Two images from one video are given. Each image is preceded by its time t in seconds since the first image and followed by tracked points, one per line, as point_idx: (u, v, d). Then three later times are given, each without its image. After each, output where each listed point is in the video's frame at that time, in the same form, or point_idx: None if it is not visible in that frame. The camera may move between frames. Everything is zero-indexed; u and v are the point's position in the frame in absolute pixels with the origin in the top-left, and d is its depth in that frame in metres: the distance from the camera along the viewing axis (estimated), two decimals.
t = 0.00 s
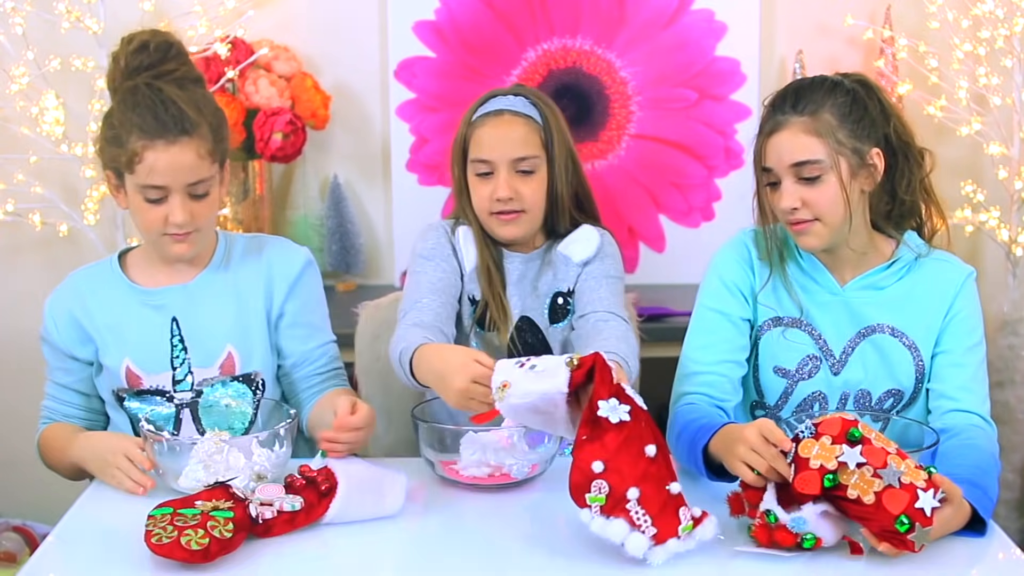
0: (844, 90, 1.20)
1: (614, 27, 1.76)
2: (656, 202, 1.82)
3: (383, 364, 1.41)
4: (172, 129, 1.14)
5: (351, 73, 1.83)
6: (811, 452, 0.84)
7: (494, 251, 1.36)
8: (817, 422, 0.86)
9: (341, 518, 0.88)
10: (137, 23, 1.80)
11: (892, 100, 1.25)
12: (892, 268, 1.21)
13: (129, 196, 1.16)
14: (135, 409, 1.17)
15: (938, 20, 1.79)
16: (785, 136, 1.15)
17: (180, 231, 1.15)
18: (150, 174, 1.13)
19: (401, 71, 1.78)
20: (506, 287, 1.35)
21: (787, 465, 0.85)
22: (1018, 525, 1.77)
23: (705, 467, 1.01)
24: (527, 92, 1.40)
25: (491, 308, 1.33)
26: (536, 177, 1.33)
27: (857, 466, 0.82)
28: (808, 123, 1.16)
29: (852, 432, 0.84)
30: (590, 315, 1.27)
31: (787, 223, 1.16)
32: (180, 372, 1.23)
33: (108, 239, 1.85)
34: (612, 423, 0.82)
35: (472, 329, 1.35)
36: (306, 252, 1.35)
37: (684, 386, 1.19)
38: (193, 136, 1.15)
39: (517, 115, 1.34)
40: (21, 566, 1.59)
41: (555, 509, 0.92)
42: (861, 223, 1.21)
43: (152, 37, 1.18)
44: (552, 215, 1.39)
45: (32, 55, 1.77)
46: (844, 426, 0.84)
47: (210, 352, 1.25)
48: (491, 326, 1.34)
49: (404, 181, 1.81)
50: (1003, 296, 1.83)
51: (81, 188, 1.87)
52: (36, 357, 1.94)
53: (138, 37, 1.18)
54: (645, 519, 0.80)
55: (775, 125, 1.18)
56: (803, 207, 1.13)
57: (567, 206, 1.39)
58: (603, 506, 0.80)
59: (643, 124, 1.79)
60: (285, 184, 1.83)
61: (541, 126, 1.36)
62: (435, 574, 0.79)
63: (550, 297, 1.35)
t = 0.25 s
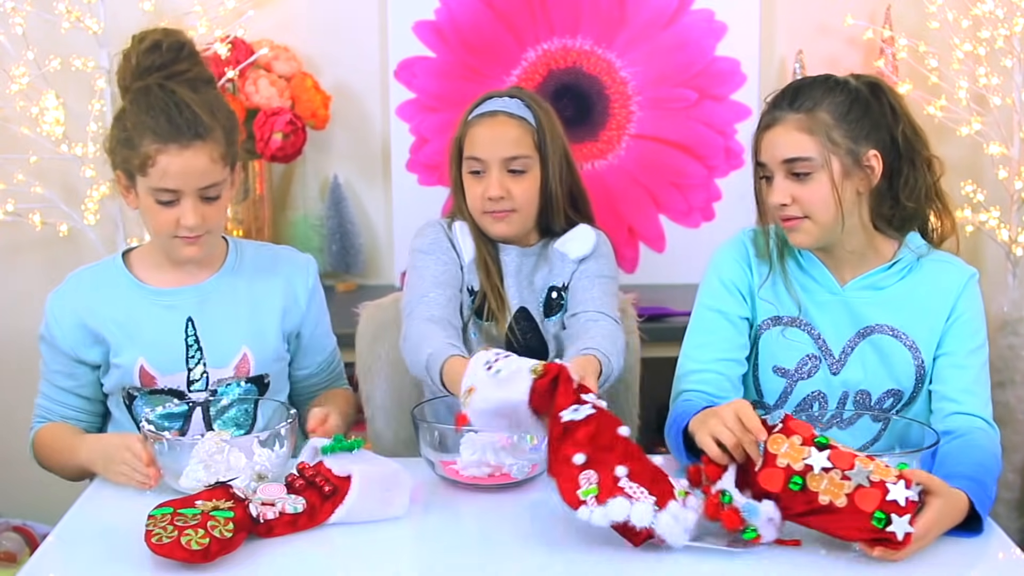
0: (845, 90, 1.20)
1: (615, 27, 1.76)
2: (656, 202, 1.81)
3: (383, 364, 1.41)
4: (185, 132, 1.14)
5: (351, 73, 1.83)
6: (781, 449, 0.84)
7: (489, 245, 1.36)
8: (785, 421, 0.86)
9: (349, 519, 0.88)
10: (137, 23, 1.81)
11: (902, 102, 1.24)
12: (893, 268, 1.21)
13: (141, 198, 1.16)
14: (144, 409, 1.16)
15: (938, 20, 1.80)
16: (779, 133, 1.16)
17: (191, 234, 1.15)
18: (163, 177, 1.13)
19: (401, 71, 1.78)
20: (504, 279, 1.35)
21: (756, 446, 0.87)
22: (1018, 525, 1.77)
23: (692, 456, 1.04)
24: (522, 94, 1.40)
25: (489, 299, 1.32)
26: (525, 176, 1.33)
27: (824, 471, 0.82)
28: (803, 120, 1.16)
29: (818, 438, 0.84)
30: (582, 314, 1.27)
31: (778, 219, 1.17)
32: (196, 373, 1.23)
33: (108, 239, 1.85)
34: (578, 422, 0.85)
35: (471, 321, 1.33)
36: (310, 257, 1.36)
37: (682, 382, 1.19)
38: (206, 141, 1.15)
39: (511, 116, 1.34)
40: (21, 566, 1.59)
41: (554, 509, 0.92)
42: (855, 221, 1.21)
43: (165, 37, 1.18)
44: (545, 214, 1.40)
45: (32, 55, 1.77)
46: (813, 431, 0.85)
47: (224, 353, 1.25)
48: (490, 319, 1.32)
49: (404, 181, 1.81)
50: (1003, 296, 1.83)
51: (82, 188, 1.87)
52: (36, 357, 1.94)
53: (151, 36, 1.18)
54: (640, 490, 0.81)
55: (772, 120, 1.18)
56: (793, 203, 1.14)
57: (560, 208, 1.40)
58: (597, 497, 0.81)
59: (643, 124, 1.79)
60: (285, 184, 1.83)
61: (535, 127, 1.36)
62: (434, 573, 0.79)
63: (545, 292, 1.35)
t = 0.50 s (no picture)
0: (839, 89, 1.21)
1: (615, 27, 1.76)
2: (656, 202, 1.82)
3: (383, 364, 1.41)
4: (196, 128, 1.15)
5: (351, 73, 1.83)
6: (760, 459, 0.83)
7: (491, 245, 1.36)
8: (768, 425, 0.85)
9: (348, 518, 0.88)
10: (137, 23, 1.81)
11: (902, 103, 1.24)
12: (887, 269, 1.21)
13: (147, 194, 1.16)
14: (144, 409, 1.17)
15: (938, 20, 1.80)
16: (769, 128, 1.18)
17: (197, 232, 1.15)
18: (171, 173, 1.13)
19: (401, 71, 1.78)
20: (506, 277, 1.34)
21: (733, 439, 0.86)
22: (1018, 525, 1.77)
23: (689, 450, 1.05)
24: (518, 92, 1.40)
25: (493, 298, 1.31)
26: (524, 173, 1.33)
27: (803, 483, 0.81)
28: (792, 115, 1.18)
29: (801, 447, 0.82)
30: (593, 320, 1.29)
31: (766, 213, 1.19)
32: (195, 373, 1.23)
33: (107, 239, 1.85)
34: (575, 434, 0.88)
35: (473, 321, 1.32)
36: (313, 260, 1.36)
37: (679, 381, 1.21)
38: (216, 138, 1.16)
39: (510, 115, 1.34)
40: (21, 566, 1.59)
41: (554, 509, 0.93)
42: (843, 220, 1.21)
43: (178, 37, 1.18)
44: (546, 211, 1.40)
45: (32, 55, 1.77)
46: (795, 440, 0.83)
47: (224, 356, 1.25)
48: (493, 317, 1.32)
49: (405, 181, 1.81)
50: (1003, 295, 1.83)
51: (81, 188, 1.87)
52: (36, 357, 1.94)
53: (163, 35, 1.18)
54: (585, 497, 0.84)
55: (762, 114, 1.20)
56: (778, 198, 1.16)
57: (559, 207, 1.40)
58: (556, 521, 0.84)
59: (643, 124, 1.79)
60: (285, 183, 1.84)
61: (530, 125, 1.36)
62: (433, 573, 0.79)
63: (550, 289, 1.36)
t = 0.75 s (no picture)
0: (836, 89, 1.21)
1: (615, 27, 1.76)
2: (656, 202, 1.82)
3: (383, 364, 1.41)
4: (204, 127, 1.15)
5: (351, 73, 1.83)
6: (743, 476, 0.85)
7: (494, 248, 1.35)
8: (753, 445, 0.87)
9: (348, 518, 0.88)
10: (137, 23, 1.81)
11: (898, 101, 1.25)
12: (883, 269, 1.21)
13: (152, 192, 1.16)
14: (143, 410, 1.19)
15: (938, 20, 1.80)
16: (764, 129, 1.17)
17: (202, 230, 1.15)
18: (178, 171, 1.13)
19: (401, 71, 1.78)
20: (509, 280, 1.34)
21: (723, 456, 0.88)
22: (1018, 525, 1.77)
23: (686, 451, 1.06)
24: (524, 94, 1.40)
25: (496, 300, 1.31)
26: (529, 176, 1.34)
27: (784, 498, 0.82)
28: (787, 115, 1.18)
29: (785, 464, 0.84)
30: (597, 324, 1.28)
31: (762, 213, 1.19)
32: (191, 375, 1.23)
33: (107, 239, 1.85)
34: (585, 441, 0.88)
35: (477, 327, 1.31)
36: (316, 263, 1.36)
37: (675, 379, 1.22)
38: (223, 137, 1.15)
39: (517, 117, 1.35)
40: (22, 566, 1.59)
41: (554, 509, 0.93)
42: (839, 220, 1.21)
43: (184, 37, 1.19)
44: (548, 210, 1.40)
45: (32, 55, 1.77)
46: (779, 457, 0.85)
47: (221, 357, 1.24)
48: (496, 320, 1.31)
49: (405, 181, 1.81)
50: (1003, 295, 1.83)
51: (81, 188, 1.87)
52: (36, 357, 1.94)
53: (172, 34, 1.19)
54: (589, 494, 0.84)
55: (758, 115, 1.20)
56: (775, 198, 1.16)
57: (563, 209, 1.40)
58: (557, 518, 0.83)
59: (643, 124, 1.79)
60: (285, 184, 1.84)
61: (535, 126, 1.36)
62: (433, 573, 0.79)
63: (553, 291, 1.36)
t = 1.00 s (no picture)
0: (835, 86, 1.21)
1: (615, 27, 1.76)
2: (656, 202, 1.82)
3: (382, 364, 1.41)
4: (196, 123, 1.14)
5: (351, 73, 1.83)
6: (734, 486, 0.84)
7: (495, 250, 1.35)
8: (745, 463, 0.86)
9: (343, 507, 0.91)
10: (136, 23, 1.81)
11: (892, 97, 1.25)
12: (880, 263, 1.22)
13: (148, 188, 1.16)
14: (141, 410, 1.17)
15: (938, 21, 1.80)
16: (766, 128, 1.17)
17: (195, 225, 1.15)
18: (171, 167, 1.13)
19: (401, 71, 1.78)
20: (507, 284, 1.34)
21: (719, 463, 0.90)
22: (1018, 525, 1.77)
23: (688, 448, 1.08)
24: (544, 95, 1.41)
25: (493, 306, 1.32)
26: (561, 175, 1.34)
27: (772, 509, 0.81)
28: (788, 114, 1.18)
29: (777, 476, 0.83)
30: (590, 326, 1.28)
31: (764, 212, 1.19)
32: (191, 375, 1.23)
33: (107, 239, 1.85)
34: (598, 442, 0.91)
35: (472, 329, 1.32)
36: (319, 263, 1.35)
37: (669, 378, 1.22)
38: (216, 132, 1.15)
39: (552, 113, 1.35)
40: (21, 566, 1.58)
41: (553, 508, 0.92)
42: (840, 217, 1.21)
43: (186, 35, 1.21)
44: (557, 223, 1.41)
45: (32, 55, 1.77)
46: (770, 471, 0.84)
47: (220, 357, 1.24)
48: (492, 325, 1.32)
49: (405, 181, 1.81)
50: (1003, 295, 1.83)
51: (81, 188, 1.87)
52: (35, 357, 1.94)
53: (175, 36, 1.21)
54: (595, 482, 0.84)
55: (758, 114, 1.20)
56: (777, 198, 1.16)
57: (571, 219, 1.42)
58: (563, 503, 0.84)
59: (643, 124, 1.79)
60: (285, 184, 1.82)
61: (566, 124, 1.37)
62: (434, 573, 0.79)
63: (550, 295, 1.36)
